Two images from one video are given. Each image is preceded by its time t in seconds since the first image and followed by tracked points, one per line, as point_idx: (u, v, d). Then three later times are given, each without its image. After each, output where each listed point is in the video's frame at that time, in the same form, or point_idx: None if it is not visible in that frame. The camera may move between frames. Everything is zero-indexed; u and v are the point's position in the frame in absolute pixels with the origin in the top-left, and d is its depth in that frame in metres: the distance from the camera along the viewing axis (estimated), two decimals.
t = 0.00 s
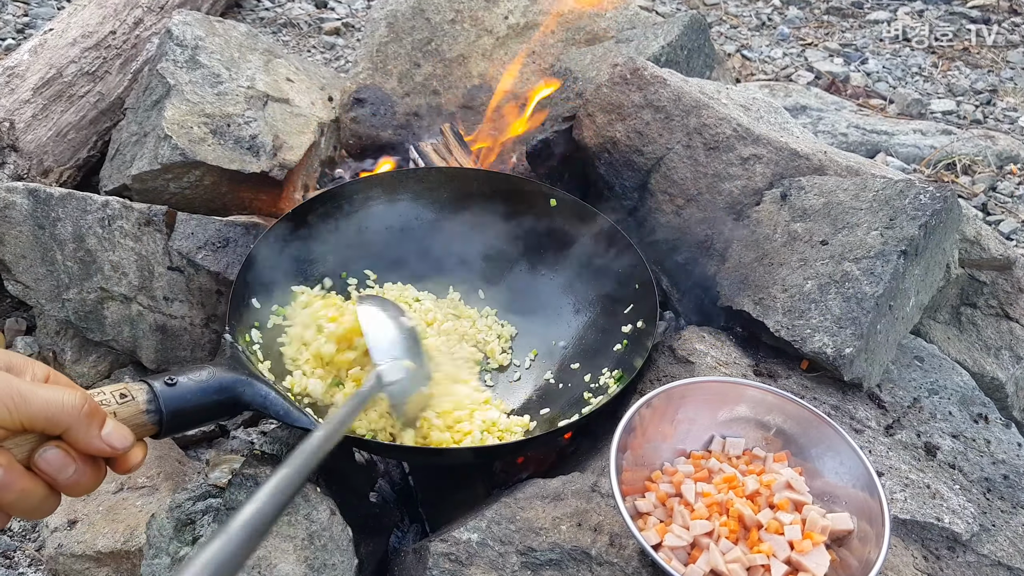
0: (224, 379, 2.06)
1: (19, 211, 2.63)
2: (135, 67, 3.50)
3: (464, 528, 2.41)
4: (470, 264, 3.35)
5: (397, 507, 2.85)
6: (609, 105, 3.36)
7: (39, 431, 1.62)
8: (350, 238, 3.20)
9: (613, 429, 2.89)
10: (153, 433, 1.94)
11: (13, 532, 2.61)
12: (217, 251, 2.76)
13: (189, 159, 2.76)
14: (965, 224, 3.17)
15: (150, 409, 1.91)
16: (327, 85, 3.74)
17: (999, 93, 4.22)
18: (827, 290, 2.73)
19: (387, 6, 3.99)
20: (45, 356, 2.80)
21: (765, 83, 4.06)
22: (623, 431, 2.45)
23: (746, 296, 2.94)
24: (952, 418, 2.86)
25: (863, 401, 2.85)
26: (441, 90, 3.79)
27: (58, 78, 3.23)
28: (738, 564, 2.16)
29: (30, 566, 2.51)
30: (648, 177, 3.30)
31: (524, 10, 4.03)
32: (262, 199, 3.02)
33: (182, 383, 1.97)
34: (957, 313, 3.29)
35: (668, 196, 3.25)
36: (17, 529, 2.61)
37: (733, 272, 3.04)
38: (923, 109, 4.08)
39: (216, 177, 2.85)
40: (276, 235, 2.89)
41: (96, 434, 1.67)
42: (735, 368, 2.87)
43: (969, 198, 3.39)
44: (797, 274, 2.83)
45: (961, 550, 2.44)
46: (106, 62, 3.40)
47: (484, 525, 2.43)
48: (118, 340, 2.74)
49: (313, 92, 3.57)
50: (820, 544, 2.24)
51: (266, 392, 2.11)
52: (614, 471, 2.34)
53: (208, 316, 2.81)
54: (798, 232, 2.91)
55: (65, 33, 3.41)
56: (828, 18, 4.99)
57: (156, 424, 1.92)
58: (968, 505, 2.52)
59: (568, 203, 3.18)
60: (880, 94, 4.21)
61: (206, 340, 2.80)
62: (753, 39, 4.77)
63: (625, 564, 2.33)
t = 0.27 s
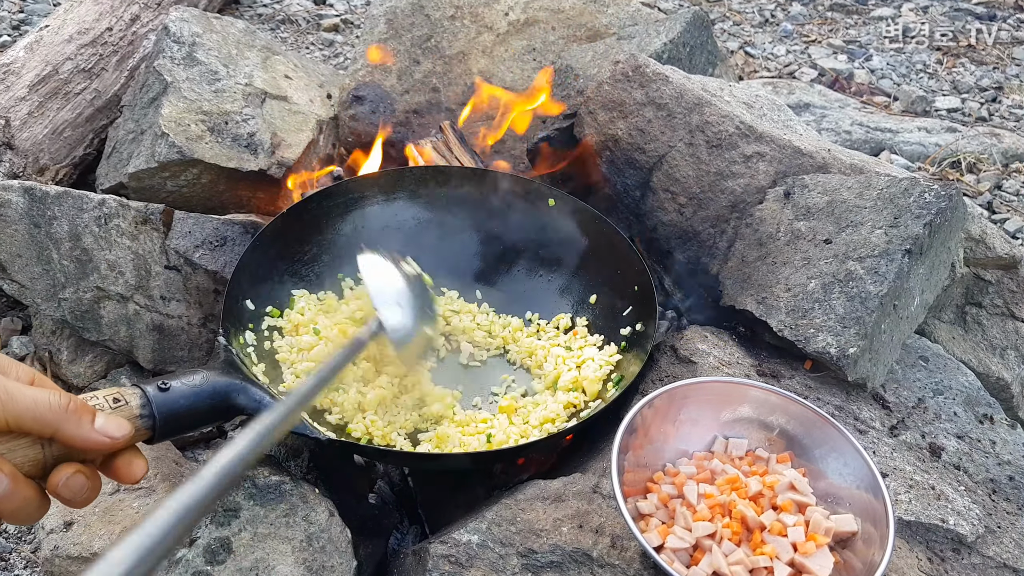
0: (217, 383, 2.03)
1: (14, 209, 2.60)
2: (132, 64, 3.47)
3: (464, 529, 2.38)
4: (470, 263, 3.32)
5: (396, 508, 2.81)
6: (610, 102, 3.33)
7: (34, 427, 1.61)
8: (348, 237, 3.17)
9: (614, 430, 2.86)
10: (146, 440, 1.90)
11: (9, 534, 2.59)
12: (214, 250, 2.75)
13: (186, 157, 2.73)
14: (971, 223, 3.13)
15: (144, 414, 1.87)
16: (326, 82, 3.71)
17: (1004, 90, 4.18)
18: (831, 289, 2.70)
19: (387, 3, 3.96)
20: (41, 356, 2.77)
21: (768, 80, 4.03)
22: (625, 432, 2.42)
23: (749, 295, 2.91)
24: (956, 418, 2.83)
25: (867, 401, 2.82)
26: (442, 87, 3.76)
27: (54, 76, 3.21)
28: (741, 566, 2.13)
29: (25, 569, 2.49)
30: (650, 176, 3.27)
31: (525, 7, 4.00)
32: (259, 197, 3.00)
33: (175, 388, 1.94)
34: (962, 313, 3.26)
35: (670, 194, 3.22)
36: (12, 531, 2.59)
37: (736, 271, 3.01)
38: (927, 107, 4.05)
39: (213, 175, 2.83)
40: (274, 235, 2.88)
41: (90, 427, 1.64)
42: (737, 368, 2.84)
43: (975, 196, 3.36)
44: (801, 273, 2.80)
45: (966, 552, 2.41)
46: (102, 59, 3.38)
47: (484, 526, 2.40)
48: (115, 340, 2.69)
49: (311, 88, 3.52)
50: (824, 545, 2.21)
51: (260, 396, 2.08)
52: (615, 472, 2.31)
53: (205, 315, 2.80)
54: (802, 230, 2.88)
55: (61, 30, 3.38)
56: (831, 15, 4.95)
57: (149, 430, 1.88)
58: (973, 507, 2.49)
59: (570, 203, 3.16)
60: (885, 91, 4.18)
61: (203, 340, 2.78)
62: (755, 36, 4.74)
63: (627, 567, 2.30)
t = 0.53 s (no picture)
0: (215, 383, 2.00)
1: (10, 207, 2.61)
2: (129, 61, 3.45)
3: (464, 531, 2.36)
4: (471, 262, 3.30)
5: (395, 509, 2.78)
6: (611, 99, 3.30)
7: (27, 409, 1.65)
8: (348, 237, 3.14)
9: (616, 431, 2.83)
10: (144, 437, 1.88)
11: (4, 535, 2.56)
12: (211, 248, 2.69)
13: (183, 154, 2.71)
14: (976, 221, 3.10)
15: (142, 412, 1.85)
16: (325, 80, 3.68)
17: (1010, 88, 4.15)
18: (834, 288, 2.67)
19: None
20: (37, 356, 2.75)
21: (771, 77, 4.00)
22: (626, 432, 2.39)
23: (752, 294, 2.88)
24: (961, 419, 2.80)
25: (872, 402, 2.79)
26: (441, 85, 3.73)
27: (49, 72, 3.19)
28: (743, 568, 2.10)
29: (20, 570, 2.46)
30: (652, 174, 3.24)
31: (526, 3, 3.97)
32: (257, 195, 2.98)
33: (172, 388, 1.91)
34: (968, 312, 3.24)
35: (672, 192, 3.19)
36: (8, 532, 2.57)
37: (738, 270, 2.98)
38: (932, 104, 4.02)
39: (211, 173, 2.81)
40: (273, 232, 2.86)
41: (80, 394, 1.70)
42: (740, 368, 2.81)
43: (980, 194, 3.33)
44: (804, 272, 2.77)
45: (971, 553, 2.38)
46: (98, 55, 3.35)
47: (484, 528, 2.37)
48: (112, 339, 2.69)
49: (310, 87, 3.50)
50: (827, 547, 2.18)
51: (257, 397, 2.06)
52: (617, 473, 2.28)
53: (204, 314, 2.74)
54: (805, 228, 2.85)
55: (57, 26, 3.36)
56: (835, 11, 4.92)
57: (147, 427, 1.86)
58: (979, 508, 2.46)
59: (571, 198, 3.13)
60: (889, 88, 4.15)
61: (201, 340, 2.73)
62: (759, 32, 4.71)
63: (629, 568, 2.27)
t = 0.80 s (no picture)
0: (209, 356, 1.95)
1: (5, 204, 2.57)
2: (125, 57, 3.41)
3: (464, 532, 2.33)
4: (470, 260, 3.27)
5: (394, 510, 2.75)
6: (612, 96, 3.27)
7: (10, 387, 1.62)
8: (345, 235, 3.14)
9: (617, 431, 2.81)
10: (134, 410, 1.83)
11: None
12: (209, 246, 2.66)
13: (180, 152, 2.68)
14: (981, 219, 3.07)
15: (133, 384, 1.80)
16: (323, 77, 3.67)
17: (1015, 84, 4.12)
18: (838, 286, 2.64)
19: None
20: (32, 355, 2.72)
21: (774, 73, 3.97)
22: (628, 432, 2.36)
23: (755, 293, 2.86)
24: (966, 419, 2.77)
25: (876, 401, 2.76)
26: (441, 81, 3.70)
27: (44, 69, 3.16)
28: (746, 569, 2.07)
29: (16, 572, 2.44)
30: (654, 171, 3.21)
31: None
32: (255, 192, 2.94)
33: (166, 358, 1.87)
34: (972, 311, 3.21)
35: (673, 190, 3.16)
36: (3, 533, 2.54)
37: (741, 268, 2.96)
38: (936, 101, 3.99)
39: (208, 170, 2.78)
40: (269, 220, 2.82)
41: (65, 374, 1.66)
42: (743, 368, 2.78)
43: (985, 191, 3.30)
44: (807, 270, 2.74)
45: (976, 555, 2.35)
46: (94, 52, 3.32)
47: (484, 529, 2.35)
48: (107, 339, 2.68)
49: (307, 83, 3.46)
50: (831, 548, 2.15)
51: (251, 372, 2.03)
52: (618, 473, 2.25)
53: (200, 314, 2.71)
54: (809, 226, 2.82)
55: (52, 22, 3.33)
56: (838, 6, 4.89)
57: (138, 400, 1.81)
58: (984, 509, 2.43)
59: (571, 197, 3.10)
60: (893, 85, 4.12)
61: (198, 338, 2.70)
62: (761, 28, 4.67)
63: (630, 570, 2.24)
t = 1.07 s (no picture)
0: (174, 341, 1.94)
1: None
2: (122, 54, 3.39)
3: (464, 534, 2.30)
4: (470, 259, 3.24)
5: (394, 512, 2.73)
6: (614, 93, 3.24)
7: None
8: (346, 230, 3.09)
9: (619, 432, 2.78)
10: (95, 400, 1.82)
11: None
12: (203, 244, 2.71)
13: (177, 150, 2.66)
14: (986, 217, 3.04)
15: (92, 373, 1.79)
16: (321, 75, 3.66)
17: (1021, 82, 4.08)
18: (842, 286, 2.62)
19: None
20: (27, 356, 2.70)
21: (777, 71, 3.94)
22: (630, 433, 2.34)
23: (758, 293, 2.83)
24: (972, 420, 2.74)
25: (880, 402, 2.73)
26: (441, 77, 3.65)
27: (40, 66, 3.15)
28: (749, 572, 2.05)
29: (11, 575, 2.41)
30: (656, 169, 3.19)
31: None
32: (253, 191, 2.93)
33: (128, 345, 1.85)
34: (978, 311, 3.18)
35: (675, 188, 3.13)
36: None
37: (744, 267, 2.93)
38: (942, 98, 3.95)
39: (205, 169, 2.76)
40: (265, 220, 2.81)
41: (17, 375, 1.61)
42: (746, 368, 2.76)
43: (991, 189, 3.27)
44: (811, 270, 2.71)
45: (982, 557, 2.32)
46: (91, 48, 3.28)
47: (485, 531, 2.32)
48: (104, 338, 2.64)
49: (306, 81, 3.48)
50: (835, 551, 2.12)
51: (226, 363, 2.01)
52: (620, 475, 2.22)
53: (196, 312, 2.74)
54: (812, 225, 2.79)
55: (49, 19, 3.31)
56: (842, 3, 4.86)
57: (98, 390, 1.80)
58: (989, 511, 2.40)
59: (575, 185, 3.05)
60: (898, 82, 4.09)
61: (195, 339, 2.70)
62: (764, 25, 4.65)
63: (632, 572, 2.21)
